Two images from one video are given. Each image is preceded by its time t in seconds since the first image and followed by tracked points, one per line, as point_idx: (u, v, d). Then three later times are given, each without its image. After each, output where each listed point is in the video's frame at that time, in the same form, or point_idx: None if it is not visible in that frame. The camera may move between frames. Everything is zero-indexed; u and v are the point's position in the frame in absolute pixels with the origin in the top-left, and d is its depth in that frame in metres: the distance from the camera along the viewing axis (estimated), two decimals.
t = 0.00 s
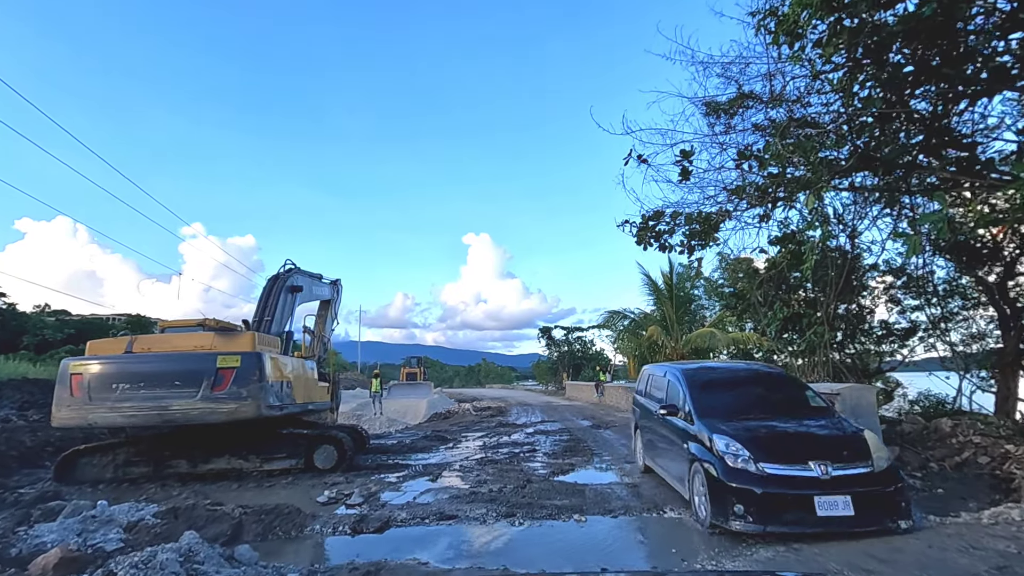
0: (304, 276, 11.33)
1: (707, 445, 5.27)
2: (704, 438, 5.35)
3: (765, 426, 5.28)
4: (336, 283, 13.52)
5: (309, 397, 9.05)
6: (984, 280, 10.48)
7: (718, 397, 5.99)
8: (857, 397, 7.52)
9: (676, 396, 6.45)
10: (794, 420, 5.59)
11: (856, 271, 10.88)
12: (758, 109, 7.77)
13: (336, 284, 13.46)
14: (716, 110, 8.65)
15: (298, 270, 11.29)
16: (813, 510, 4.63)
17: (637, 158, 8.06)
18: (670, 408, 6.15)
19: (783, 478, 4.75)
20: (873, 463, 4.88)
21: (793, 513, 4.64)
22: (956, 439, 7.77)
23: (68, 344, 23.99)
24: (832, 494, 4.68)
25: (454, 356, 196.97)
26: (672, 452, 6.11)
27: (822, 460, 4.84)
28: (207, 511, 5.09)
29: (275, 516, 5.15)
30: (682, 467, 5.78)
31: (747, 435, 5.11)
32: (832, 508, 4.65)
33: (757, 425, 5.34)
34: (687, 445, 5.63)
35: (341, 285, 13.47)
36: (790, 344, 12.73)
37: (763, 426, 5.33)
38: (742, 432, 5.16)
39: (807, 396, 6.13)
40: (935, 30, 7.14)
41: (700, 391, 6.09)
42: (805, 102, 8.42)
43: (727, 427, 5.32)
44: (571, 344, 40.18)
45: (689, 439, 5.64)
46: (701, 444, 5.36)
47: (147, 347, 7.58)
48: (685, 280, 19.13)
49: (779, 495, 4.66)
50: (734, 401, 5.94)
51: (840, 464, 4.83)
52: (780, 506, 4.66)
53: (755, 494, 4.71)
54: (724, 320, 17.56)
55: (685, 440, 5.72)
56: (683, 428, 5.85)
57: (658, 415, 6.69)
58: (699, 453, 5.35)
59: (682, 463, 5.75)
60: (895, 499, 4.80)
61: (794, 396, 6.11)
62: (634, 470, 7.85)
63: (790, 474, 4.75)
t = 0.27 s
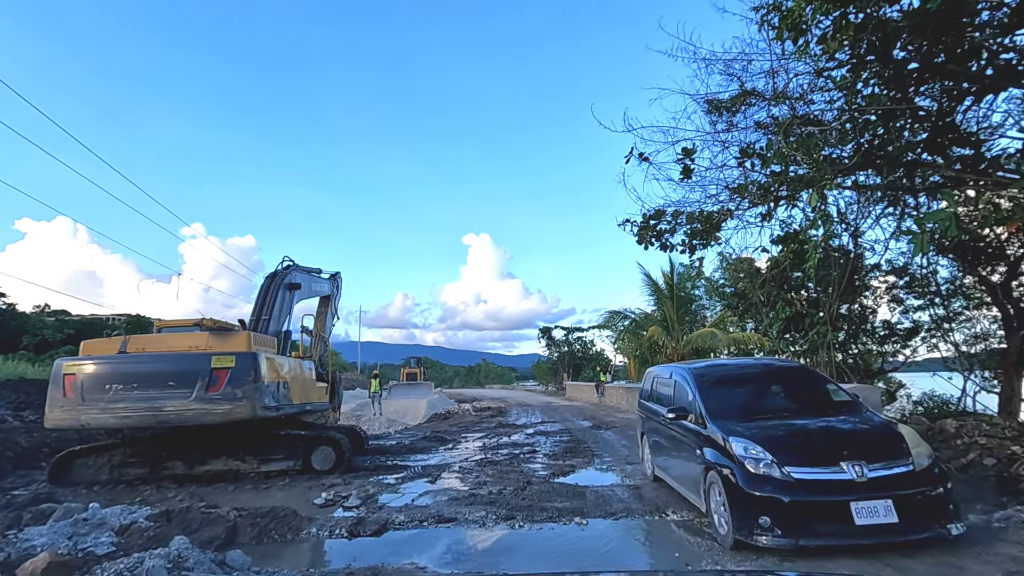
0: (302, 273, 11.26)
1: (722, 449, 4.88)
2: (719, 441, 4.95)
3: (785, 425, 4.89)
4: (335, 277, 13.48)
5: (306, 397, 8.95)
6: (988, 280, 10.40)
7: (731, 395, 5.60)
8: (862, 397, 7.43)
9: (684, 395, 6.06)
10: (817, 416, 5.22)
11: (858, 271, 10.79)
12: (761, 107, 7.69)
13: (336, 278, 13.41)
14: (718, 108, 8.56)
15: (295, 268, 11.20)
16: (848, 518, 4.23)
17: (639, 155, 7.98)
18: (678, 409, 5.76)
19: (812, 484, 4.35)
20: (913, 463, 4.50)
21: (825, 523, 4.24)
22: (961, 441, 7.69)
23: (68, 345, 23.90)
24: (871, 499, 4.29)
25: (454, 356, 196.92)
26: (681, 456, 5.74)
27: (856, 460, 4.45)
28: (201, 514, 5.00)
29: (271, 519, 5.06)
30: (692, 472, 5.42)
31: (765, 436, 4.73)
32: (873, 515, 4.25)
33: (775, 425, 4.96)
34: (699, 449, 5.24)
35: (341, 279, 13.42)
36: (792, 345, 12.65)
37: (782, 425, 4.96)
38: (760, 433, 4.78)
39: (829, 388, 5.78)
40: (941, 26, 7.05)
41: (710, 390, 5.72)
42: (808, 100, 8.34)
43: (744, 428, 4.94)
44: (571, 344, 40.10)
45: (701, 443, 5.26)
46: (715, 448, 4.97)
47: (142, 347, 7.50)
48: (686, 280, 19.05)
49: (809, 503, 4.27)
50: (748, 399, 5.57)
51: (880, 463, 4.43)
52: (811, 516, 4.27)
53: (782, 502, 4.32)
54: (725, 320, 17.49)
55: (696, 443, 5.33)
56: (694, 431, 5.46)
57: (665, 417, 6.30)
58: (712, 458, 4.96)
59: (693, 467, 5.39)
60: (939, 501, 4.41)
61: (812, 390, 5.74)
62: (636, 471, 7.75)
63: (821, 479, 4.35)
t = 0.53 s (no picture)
0: (300, 271, 11.20)
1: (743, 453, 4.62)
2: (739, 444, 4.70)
3: (808, 425, 4.66)
4: (333, 271, 13.45)
5: (304, 399, 8.85)
6: (991, 278, 10.32)
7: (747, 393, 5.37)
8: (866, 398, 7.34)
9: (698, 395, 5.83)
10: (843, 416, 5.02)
11: (860, 270, 10.70)
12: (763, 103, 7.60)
13: (333, 273, 13.36)
14: (719, 105, 8.47)
15: (292, 265, 11.13)
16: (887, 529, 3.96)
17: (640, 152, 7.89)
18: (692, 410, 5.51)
19: (845, 491, 4.08)
20: (961, 465, 4.27)
21: (860, 535, 3.97)
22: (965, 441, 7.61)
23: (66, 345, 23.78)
24: (916, 508, 4.01)
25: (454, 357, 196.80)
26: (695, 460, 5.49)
27: (895, 463, 4.19)
28: (194, 517, 4.90)
29: (265, 522, 4.96)
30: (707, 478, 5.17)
31: (788, 437, 4.50)
32: (918, 525, 3.97)
33: (797, 425, 4.72)
34: (716, 452, 4.99)
35: (338, 275, 13.38)
36: (794, 344, 12.56)
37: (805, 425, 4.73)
38: (782, 434, 4.54)
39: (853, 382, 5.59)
40: (945, 21, 6.97)
41: (725, 389, 5.49)
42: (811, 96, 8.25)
43: (763, 429, 4.71)
44: (571, 345, 40.01)
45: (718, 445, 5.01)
46: (735, 451, 4.72)
47: (135, 347, 7.40)
48: (687, 280, 18.97)
49: (842, 512, 4.00)
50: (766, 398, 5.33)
51: (922, 467, 4.18)
52: (844, 527, 4.00)
53: (812, 510, 4.05)
54: (725, 320, 17.40)
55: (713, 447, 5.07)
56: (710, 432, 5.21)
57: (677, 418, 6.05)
58: (732, 462, 4.71)
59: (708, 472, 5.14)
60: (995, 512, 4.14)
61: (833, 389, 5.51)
62: (637, 472, 7.65)
63: (855, 484, 4.09)
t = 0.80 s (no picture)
0: (299, 267, 11.14)
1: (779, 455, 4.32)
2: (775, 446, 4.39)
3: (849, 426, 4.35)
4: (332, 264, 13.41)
5: (302, 399, 8.77)
6: (995, 278, 10.23)
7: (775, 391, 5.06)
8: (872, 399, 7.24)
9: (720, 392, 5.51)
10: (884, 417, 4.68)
11: (864, 270, 10.60)
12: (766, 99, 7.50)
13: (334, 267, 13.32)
14: (722, 103, 8.37)
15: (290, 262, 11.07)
16: (948, 544, 3.64)
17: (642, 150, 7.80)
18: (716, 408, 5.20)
19: (899, 500, 3.76)
20: None
21: (917, 549, 3.65)
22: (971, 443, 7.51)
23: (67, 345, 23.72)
24: (985, 521, 3.70)
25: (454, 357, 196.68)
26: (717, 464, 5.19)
27: (958, 470, 3.87)
28: (189, 519, 4.81)
29: (261, 525, 4.87)
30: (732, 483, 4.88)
31: (829, 437, 4.20)
32: (988, 541, 3.66)
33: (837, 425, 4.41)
34: (745, 454, 4.69)
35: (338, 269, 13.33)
36: (797, 345, 12.47)
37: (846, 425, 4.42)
38: (822, 434, 4.24)
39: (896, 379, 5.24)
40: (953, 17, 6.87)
41: (751, 386, 5.18)
42: (815, 93, 8.15)
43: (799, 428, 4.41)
44: (571, 345, 39.92)
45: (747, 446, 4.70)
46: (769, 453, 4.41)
47: (130, 347, 7.31)
48: (688, 280, 18.87)
49: (896, 522, 3.69)
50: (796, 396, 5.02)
51: (985, 475, 3.87)
52: (898, 539, 3.69)
53: (862, 520, 3.75)
54: (727, 320, 17.30)
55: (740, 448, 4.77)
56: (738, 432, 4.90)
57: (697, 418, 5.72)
58: (766, 464, 4.41)
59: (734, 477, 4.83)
60: None
61: (868, 386, 5.19)
62: (639, 474, 7.56)
63: (912, 493, 3.78)
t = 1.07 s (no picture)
0: (297, 264, 11.08)
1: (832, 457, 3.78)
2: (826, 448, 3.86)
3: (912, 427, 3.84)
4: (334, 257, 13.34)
5: (297, 399, 8.67)
6: (997, 277, 10.10)
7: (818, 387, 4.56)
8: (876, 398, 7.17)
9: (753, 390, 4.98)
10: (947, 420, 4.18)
11: (865, 268, 10.50)
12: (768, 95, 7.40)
13: (335, 260, 13.25)
14: (724, 99, 8.27)
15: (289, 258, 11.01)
16: None
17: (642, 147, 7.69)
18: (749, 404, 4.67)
19: (982, 512, 3.25)
20: None
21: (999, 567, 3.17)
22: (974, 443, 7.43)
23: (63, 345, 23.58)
24: None
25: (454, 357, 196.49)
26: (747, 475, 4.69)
27: None
28: (180, 523, 4.71)
29: (254, 528, 4.77)
30: (767, 496, 4.40)
31: (893, 437, 3.67)
32: None
33: (896, 425, 3.90)
34: (784, 456, 4.16)
35: (340, 262, 13.25)
36: (798, 344, 12.38)
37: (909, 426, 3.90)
38: (882, 433, 3.74)
39: (961, 386, 4.82)
40: (958, 11, 6.77)
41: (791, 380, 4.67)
42: (818, 89, 8.05)
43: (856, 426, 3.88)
44: (571, 345, 39.82)
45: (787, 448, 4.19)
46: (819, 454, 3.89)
47: (119, 347, 7.20)
48: (689, 279, 18.76)
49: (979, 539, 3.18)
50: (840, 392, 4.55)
51: None
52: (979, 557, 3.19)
53: (948, 536, 3.23)
54: (727, 319, 17.21)
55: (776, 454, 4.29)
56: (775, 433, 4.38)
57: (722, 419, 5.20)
58: (816, 466, 3.87)
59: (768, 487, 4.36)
60: None
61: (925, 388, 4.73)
62: (640, 475, 7.46)
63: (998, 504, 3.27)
